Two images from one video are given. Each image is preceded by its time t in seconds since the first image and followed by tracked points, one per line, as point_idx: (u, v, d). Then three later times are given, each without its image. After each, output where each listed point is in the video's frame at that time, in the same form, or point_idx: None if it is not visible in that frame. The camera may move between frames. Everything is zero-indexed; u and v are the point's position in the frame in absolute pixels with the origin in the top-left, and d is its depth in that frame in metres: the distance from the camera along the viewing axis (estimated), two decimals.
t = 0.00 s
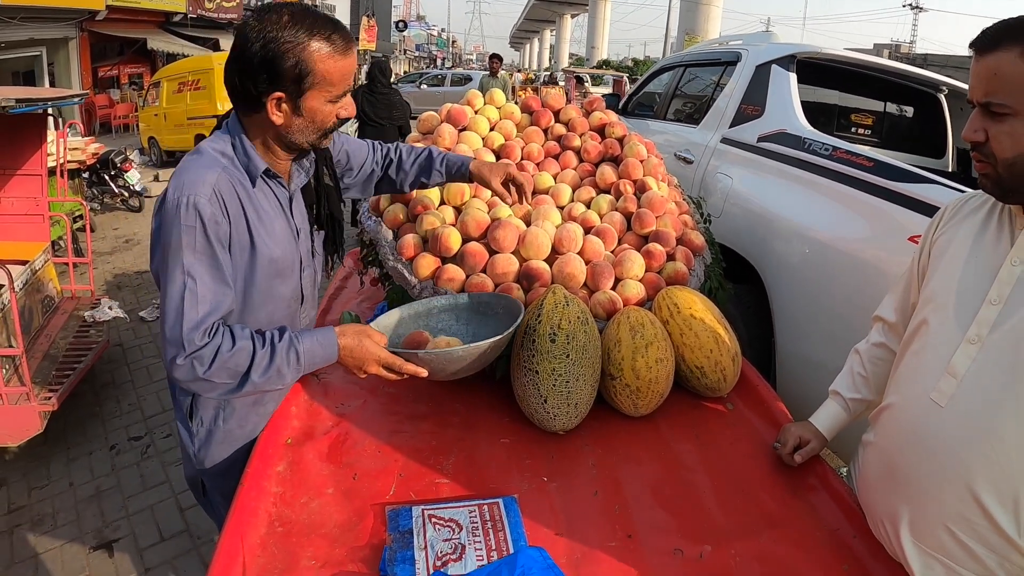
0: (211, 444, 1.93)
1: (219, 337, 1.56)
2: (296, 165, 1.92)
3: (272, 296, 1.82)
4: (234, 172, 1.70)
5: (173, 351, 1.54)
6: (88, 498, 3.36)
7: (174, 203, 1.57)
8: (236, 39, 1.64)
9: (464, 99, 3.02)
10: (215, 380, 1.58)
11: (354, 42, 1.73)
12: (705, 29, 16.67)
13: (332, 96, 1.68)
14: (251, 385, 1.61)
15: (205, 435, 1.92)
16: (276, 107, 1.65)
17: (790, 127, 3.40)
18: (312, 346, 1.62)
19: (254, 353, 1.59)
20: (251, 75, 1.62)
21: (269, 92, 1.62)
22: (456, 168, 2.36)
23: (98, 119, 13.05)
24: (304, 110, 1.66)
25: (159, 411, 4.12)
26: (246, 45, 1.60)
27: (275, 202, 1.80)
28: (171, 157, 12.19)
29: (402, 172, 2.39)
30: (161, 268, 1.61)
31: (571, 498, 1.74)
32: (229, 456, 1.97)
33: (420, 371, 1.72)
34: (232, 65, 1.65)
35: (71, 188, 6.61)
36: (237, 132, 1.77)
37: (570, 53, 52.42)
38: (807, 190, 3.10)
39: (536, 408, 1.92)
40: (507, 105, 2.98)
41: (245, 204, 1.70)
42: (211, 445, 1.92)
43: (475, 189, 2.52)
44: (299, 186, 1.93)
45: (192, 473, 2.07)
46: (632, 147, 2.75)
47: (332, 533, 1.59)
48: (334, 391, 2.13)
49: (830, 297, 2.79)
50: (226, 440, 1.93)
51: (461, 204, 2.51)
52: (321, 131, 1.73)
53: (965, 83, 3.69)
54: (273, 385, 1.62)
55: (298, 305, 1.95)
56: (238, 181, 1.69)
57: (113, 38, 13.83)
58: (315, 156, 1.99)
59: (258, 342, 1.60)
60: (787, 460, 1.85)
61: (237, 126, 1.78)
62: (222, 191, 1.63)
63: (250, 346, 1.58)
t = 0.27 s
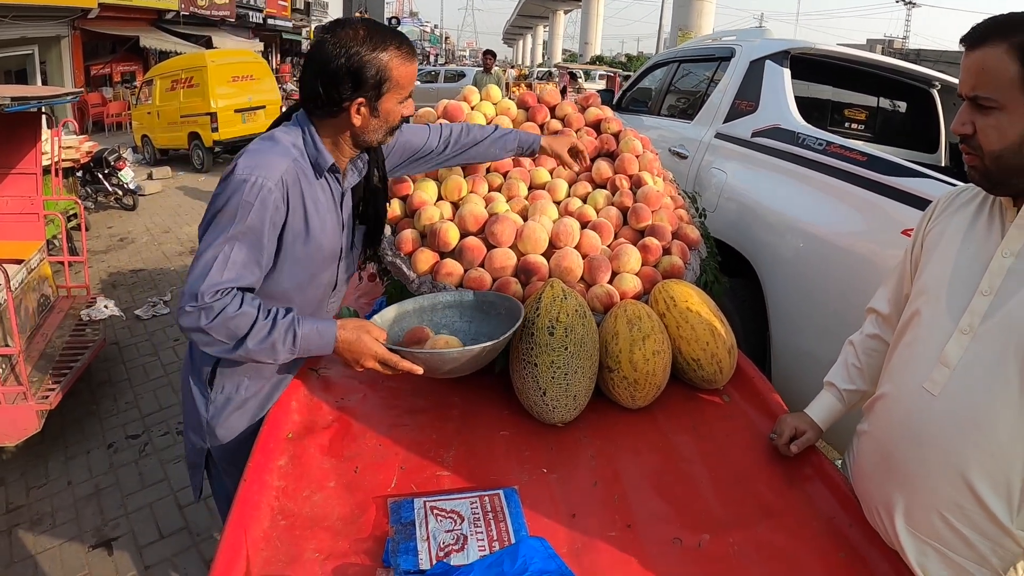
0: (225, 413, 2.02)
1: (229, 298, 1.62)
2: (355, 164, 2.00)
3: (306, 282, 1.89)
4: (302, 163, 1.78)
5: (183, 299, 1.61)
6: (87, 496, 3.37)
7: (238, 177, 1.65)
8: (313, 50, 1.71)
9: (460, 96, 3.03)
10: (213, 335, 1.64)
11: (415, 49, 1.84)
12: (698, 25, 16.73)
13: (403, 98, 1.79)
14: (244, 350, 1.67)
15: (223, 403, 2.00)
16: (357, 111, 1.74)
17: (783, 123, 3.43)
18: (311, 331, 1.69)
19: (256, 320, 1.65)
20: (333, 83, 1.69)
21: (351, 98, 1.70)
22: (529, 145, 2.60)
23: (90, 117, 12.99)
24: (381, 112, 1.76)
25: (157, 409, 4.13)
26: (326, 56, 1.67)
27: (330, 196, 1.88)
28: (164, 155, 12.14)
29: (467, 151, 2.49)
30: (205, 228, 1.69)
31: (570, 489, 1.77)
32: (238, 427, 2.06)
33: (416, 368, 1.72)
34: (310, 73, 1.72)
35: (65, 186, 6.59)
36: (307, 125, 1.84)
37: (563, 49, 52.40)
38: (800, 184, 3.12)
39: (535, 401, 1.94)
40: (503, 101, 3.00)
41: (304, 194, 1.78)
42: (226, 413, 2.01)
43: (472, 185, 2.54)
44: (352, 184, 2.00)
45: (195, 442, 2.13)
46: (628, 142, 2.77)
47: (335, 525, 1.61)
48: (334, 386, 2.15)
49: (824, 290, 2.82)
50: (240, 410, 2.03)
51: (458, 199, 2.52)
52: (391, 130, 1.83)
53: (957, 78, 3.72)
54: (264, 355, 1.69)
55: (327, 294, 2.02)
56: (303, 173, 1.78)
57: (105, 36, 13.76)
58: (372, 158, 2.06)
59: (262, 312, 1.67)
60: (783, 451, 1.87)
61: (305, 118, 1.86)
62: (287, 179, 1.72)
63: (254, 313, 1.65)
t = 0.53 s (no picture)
0: (227, 377, 2.03)
1: (238, 251, 1.69)
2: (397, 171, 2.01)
3: (329, 271, 1.93)
4: (346, 157, 1.86)
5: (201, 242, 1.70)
6: (82, 500, 3.36)
7: (283, 153, 1.75)
8: (365, 58, 1.83)
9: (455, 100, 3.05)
10: (214, 280, 1.71)
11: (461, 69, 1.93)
12: (690, 28, 16.81)
13: (442, 108, 1.84)
14: (235, 301, 1.72)
15: (227, 366, 2.02)
16: (397, 113, 1.80)
17: (776, 126, 3.47)
18: (298, 303, 1.72)
19: (254, 277, 1.71)
20: (377, 85, 1.78)
21: (392, 100, 1.77)
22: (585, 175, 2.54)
23: (83, 121, 12.94)
24: (419, 117, 1.81)
25: (152, 413, 4.12)
26: (374, 61, 1.79)
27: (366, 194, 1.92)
28: (157, 159, 12.10)
29: (525, 172, 2.46)
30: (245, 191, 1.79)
31: (568, 488, 1.78)
32: (237, 392, 2.05)
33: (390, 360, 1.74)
34: (360, 77, 1.83)
35: (58, 190, 6.57)
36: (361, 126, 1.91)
37: (556, 53, 52.57)
38: (792, 187, 3.16)
39: (531, 402, 1.95)
40: (498, 106, 3.02)
41: (339, 183, 1.84)
42: (228, 378, 2.02)
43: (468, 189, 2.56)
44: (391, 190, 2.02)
45: (200, 406, 2.15)
46: (622, 146, 2.80)
47: (335, 526, 1.62)
48: (333, 388, 2.16)
49: (817, 292, 2.86)
50: (244, 377, 2.03)
51: (454, 203, 2.55)
52: (428, 137, 1.87)
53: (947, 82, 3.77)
54: (251, 312, 1.73)
55: (350, 291, 2.04)
56: (344, 165, 1.84)
57: (98, 39, 13.73)
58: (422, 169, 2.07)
59: (263, 272, 1.72)
60: (777, 450, 1.89)
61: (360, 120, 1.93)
62: (325, 165, 1.80)
63: (255, 271, 1.71)
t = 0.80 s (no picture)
0: (231, 380, 2.02)
1: (249, 248, 1.70)
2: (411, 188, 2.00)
3: (334, 278, 1.94)
4: (368, 174, 1.87)
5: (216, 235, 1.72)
6: (73, 508, 3.33)
7: (307, 163, 1.77)
8: (388, 76, 1.84)
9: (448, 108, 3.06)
10: (221, 273, 1.72)
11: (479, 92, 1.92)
12: (680, 35, 16.94)
13: (459, 131, 1.84)
14: (238, 296, 1.73)
15: (232, 368, 2.01)
16: (415, 133, 1.81)
17: (765, 133, 3.51)
18: (298, 306, 1.73)
19: (260, 275, 1.71)
20: (397, 105, 1.79)
21: (411, 121, 1.79)
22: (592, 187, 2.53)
23: (73, 125, 12.88)
24: (435, 139, 1.82)
25: (143, 420, 4.09)
26: (395, 80, 1.79)
27: (382, 212, 1.93)
28: (148, 164, 12.05)
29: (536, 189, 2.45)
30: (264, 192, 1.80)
31: (563, 494, 1.80)
32: (239, 395, 2.04)
33: (384, 367, 1.75)
34: (381, 95, 1.83)
35: (49, 195, 6.53)
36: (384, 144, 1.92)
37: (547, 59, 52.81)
38: (782, 193, 3.19)
39: (526, 409, 1.97)
40: (491, 113, 3.04)
41: (357, 198, 1.85)
42: (231, 381, 2.01)
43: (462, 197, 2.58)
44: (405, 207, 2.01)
45: (200, 404, 2.13)
46: (614, 154, 2.83)
47: (332, 533, 1.62)
48: (328, 395, 2.16)
49: (806, 298, 2.89)
50: (247, 381, 2.03)
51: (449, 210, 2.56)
52: (445, 159, 1.88)
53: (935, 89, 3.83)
54: (252, 309, 1.74)
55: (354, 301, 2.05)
56: (364, 181, 1.85)
57: (88, 44, 13.69)
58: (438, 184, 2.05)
59: (269, 271, 1.73)
60: (769, 455, 1.92)
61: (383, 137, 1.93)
62: (346, 180, 1.81)
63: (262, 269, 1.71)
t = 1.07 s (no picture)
0: (224, 392, 2.00)
1: (234, 266, 1.70)
2: (392, 191, 2.01)
3: (325, 287, 1.94)
4: (348, 180, 1.86)
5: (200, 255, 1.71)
6: (66, 514, 3.31)
7: (285, 174, 1.75)
8: (368, 81, 1.84)
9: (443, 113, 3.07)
10: (209, 292, 1.72)
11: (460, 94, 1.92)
12: (672, 40, 17.03)
13: (440, 134, 1.86)
14: (229, 313, 1.73)
15: (225, 381, 2.00)
16: (397, 139, 1.83)
17: (757, 138, 3.54)
18: (290, 317, 1.74)
19: (248, 291, 1.71)
20: (378, 110, 1.80)
21: (392, 127, 1.80)
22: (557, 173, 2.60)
23: (64, 130, 12.81)
24: (417, 144, 1.83)
25: (136, 426, 4.07)
26: (377, 86, 1.79)
27: (366, 216, 1.93)
28: (140, 168, 12.00)
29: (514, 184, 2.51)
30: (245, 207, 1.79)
31: (559, 497, 1.81)
32: (234, 408, 2.03)
33: (382, 373, 1.73)
34: (362, 100, 1.84)
35: (41, 199, 6.50)
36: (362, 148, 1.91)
37: (540, 63, 52.96)
38: (774, 198, 3.22)
39: (522, 414, 1.97)
40: (485, 119, 3.06)
41: (340, 206, 1.84)
42: (225, 392, 2.00)
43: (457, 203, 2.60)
44: (389, 209, 2.02)
45: (195, 419, 2.12)
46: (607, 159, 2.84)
47: (328, 538, 1.63)
48: (323, 400, 2.17)
49: (798, 302, 2.92)
50: (242, 392, 2.02)
51: (442, 215, 2.56)
52: (427, 161, 1.90)
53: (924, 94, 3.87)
54: (244, 324, 1.74)
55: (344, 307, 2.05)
56: (346, 187, 1.85)
57: (79, 48, 13.63)
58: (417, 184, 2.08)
59: (257, 286, 1.73)
60: (763, 457, 1.93)
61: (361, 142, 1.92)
62: (328, 189, 1.80)
63: (249, 285, 1.71)
